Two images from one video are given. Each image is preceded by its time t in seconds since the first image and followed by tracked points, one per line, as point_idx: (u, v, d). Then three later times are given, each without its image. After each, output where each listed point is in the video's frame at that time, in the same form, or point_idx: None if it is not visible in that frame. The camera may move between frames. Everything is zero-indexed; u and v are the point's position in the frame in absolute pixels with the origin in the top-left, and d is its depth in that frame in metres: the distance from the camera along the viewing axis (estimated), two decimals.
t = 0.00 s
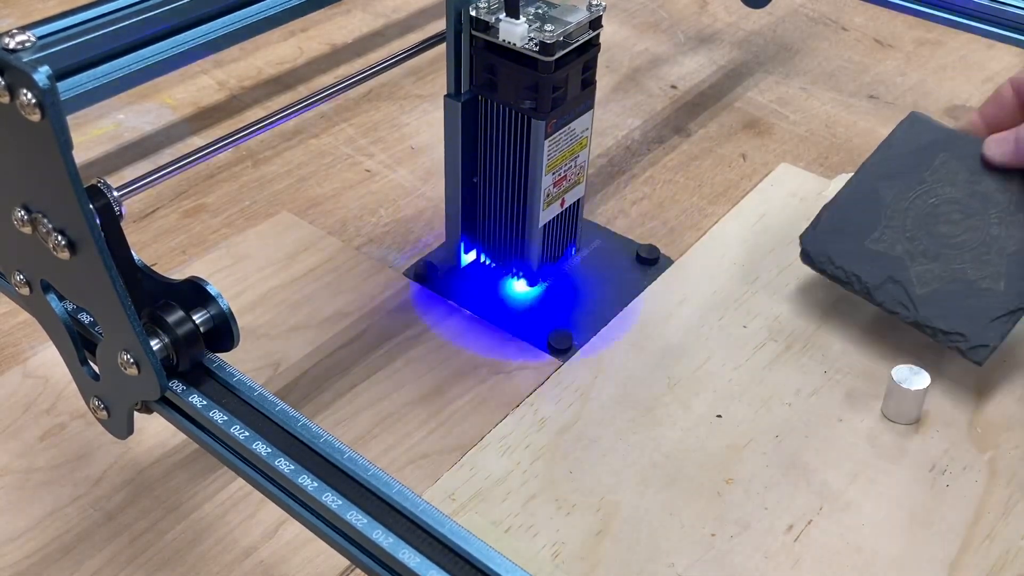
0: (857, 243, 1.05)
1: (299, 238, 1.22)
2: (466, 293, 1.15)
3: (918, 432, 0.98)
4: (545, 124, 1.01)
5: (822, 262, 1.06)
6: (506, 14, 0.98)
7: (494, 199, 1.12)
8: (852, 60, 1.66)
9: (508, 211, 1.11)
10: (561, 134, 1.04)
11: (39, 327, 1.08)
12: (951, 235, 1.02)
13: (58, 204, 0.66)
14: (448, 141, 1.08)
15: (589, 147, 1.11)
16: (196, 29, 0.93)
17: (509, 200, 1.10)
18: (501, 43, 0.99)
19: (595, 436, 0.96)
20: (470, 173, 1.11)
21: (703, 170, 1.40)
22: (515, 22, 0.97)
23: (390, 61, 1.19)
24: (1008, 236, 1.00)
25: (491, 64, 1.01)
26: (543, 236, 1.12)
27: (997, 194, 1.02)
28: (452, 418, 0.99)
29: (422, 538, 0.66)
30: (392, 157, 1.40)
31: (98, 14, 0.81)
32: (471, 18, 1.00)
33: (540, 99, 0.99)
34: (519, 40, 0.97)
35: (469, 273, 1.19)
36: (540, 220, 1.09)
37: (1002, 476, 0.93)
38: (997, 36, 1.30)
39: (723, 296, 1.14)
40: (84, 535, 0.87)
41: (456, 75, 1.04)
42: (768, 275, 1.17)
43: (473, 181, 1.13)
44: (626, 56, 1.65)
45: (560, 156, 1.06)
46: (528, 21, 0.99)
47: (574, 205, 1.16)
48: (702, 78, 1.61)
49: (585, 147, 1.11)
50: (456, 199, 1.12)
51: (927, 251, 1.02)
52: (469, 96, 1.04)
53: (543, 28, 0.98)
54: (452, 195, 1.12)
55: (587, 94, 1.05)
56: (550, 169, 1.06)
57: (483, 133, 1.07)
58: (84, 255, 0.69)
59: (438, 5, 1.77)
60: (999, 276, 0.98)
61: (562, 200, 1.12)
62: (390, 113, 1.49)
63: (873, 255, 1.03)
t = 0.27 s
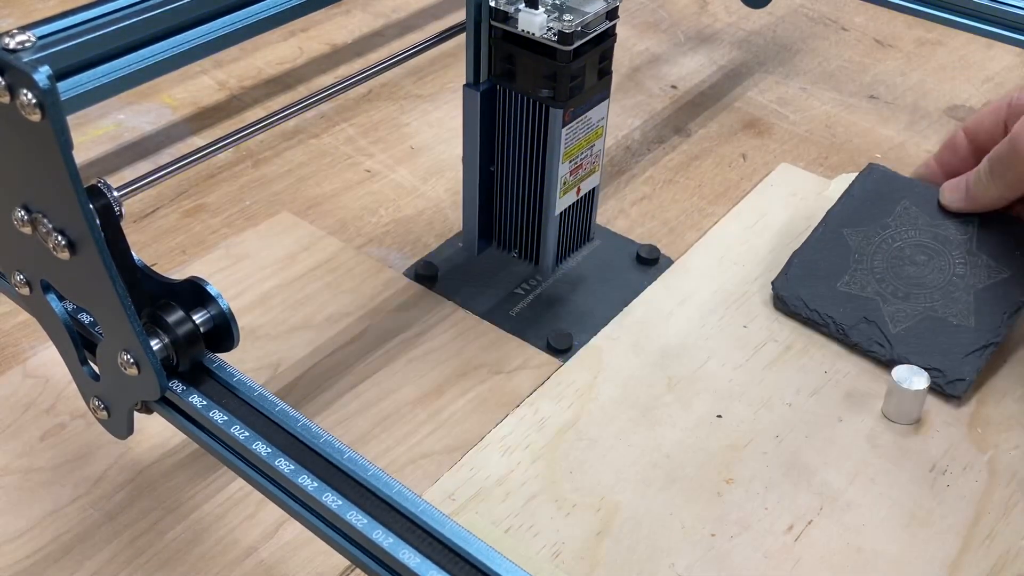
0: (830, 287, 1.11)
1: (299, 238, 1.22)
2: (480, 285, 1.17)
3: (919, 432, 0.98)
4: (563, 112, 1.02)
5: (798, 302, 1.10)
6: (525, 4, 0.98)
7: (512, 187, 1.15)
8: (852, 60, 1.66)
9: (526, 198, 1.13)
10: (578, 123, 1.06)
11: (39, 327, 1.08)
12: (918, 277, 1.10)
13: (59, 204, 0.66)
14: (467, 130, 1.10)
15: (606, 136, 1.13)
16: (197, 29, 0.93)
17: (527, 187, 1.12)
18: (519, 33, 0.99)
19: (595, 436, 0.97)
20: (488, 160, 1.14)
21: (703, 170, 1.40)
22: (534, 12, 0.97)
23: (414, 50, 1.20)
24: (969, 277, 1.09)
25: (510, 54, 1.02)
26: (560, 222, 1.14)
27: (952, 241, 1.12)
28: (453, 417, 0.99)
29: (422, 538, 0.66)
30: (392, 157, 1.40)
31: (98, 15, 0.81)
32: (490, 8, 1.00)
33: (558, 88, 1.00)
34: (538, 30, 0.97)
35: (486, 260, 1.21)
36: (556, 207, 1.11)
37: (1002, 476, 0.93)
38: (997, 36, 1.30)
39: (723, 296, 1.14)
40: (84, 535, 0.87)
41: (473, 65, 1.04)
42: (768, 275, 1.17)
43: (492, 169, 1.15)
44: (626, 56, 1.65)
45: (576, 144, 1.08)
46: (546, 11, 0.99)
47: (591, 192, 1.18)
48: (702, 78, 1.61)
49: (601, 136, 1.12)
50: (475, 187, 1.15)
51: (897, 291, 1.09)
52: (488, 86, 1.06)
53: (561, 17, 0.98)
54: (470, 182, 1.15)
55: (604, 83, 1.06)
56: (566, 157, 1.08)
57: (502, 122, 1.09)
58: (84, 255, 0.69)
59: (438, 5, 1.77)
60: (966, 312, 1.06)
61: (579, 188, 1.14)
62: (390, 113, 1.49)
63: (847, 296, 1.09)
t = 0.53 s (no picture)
0: (832, 287, 1.11)
1: (299, 238, 1.22)
2: (490, 282, 1.17)
3: (918, 432, 0.98)
4: (580, 101, 1.02)
5: (801, 299, 1.10)
6: None
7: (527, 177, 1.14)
8: (852, 60, 1.66)
9: (541, 188, 1.13)
10: (593, 112, 1.05)
11: (39, 327, 1.08)
12: (915, 285, 1.11)
13: (59, 204, 0.66)
14: (483, 119, 1.09)
15: (620, 125, 1.12)
16: (197, 29, 0.93)
17: (541, 177, 1.11)
18: (537, 23, 0.98)
19: (595, 436, 0.97)
20: (503, 152, 1.13)
21: (703, 170, 1.40)
22: (552, 2, 0.96)
23: (429, 42, 1.20)
24: (966, 287, 1.10)
25: (528, 44, 1.01)
26: (574, 212, 1.14)
27: (950, 255, 1.14)
28: (453, 417, 0.99)
29: (422, 538, 0.66)
30: (392, 157, 1.40)
31: (98, 15, 0.81)
32: None
33: (574, 78, 1.00)
34: (556, 20, 0.97)
35: (498, 252, 1.22)
36: (571, 196, 1.10)
37: (1002, 476, 0.93)
38: (997, 35, 1.30)
39: (723, 296, 1.14)
40: (84, 535, 0.87)
41: (493, 55, 1.04)
42: (768, 275, 1.17)
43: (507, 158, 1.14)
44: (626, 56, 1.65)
45: (592, 133, 1.07)
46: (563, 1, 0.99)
47: (604, 182, 1.18)
48: (702, 78, 1.61)
49: (615, 125, 1.11)
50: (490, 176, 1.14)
51: (897, 297, 1.10)
52: (505, 75, 1.05)
53: (579, 8, 0.97)
54: (485, 173, 1.14)
55: (618, 73, 1.05)
56: (582, 147, 1.07)
57: (518, 111, 1.08)
58: (84, 255, 0.69)
59: (438, 5, 1.77)
60: (964, 317, 1.07)
61: (594, 177, 1.13)
62: (390, 113, 1.49)
63: (849, 297, 1.10)
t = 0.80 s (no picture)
0: (832, 287, 1.12)
1: (299, 238, 1.22)
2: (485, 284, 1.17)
3: (918, 432, 0.98)
4: (572, 106, 1.03)
5: (801, 297, 1.11)
6: None
7: (520, 182, 1.15)
8: (852, 60, 1.66)
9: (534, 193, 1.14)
10: (586, 117, 1.07)
11: (39, 327, 1.08)
12: (914, 290, 1.12)
13: (59, 204, 0.66)
14: (476, 124, 1.11)
15: (613, 131, 1.14)
16: (197, 29, 0.93)
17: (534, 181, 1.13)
18: (529, 27, 1.00)
19: (595, 436, 0.97)
20: (496, 157, 1.15)
21: (703, 170, 1.40)
22: (544, 6, 0.97)
23: (423, 46, 1.21)
24: (963, 292, 1.11)
25: (519, 48, 1.02)
26: (567, 217, 1.15)
27: (946, 263, 1.16)
28: (452, 417, 0.99)
29: (423, 538, 0.66)
30: (392, 157, 1.40)
31: (97, 15, 0.81)
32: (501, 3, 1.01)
33: (567, 82, 1.01)
34: (548, 24, 0.98)
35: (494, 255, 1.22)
36: (563, 201, 1.12)
37: (1002, 476, 0.94)
38: (997, 35, 1.30)
39: (723, 296, 1.14)
40: (84, 535, 0.87)
41: (485, 59, 1.05)
42: (768, 275, 1.17)
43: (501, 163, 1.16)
44: (626, 56, 1.65)
45: (585, 138, 1.09)
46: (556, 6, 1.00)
47: (597, 188, 1.19)
48: (702, 78, 1.61)
49: (608, 131, 1.13)
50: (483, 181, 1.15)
51: (897, 299, 1.10)
52: (498, 80, 1.07)
53: (572, 11, 0.99)
54: (478, 177, 1.16)
55: (611, 78, 1.07)
56: (574, 151, 1.08)
57: (511, 116, 1.10)
58: (84, 254, 0.69)
59: (439, 6, 1.77)
60: (964, 321, 1.08)
61: (587, 182, 1.14)
62: (390, 113, 1.49)
63: (849, 297, 1.11)
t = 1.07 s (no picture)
0: (832, 287, 1.12)
1: (299, 238, 1.22)
2: (475, 293, 1.16)
3: (918, 432, 0.98)
4: (555, 118, 1.02)
5: (802, 297, 1.11)
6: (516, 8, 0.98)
7: (504, 193, 1.14)
8: (852, 60, 1.66)
9: (518, 204, 1.13)
10: (570, 129, 1.06)
11: (39, 327, 1.08)
12: (914, 290, 1.12)
13: (58, 204, 0.66)
14: (458, 135, 1.09)
15: (598, 141, 1.13)
16: (196, 29, 0.92)
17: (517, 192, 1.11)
18: (510, 37, 0.99)
19: (595, 436, 0.96)
20: (479, 168, 1.13)
21: (703, 170, 1.40)
22: (525, 16, 0.96)
23: (405, 54, 1.20)
24: (964, 293, 1.11)
25: (500, 58, 1.01)
26: (551, 229, 1.14)
27: (946, 263, 1.16)
28: (452, 418, 0.99)
29: (422, 539, 0.66)
30: (392, 157, 1.40)
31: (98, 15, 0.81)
32: (482, 12, 0.99)
33: (549, 93, 1.00)
34: (529, 34, 0.97)
35: (480, 267, 1.20)
36: (547, 213, 1.10)
37: (1002, 476, 0.93)
38: (997, 36, 1.29)
39: (723, 296, 1.14)
40: (84, 535, 0.87)
41: (466, 68, 1.04)
42: (768, 275, 1.17)
43: (484, 174, 1.14)
44: (626, 56, 1.65)
45: (568, 150, 1.08)
46: (538, 15, 0.99)
47: (582, 199, 1.18)
48: (702, 78, 1.61)
49: (593, 142, 1.12)
50: (466, 193, 1.14)
51: (897, 299, 1.10)
52: (479, 91, 1.06)
53: (553, 21, 0.98)
54: (461, 188, 1.14)
55: (595, 88, 1.06)
56: (558, 162, 1.07)
57: (493, 127, 1.08)
58: (84, 254, 0.69)
59: (439, 6, 1.77)
60: (964, 320, 1.08)
61: (571, 194, 1.13)
62: (390, 113, 1.49)
63: (849, 297, 1.11)
